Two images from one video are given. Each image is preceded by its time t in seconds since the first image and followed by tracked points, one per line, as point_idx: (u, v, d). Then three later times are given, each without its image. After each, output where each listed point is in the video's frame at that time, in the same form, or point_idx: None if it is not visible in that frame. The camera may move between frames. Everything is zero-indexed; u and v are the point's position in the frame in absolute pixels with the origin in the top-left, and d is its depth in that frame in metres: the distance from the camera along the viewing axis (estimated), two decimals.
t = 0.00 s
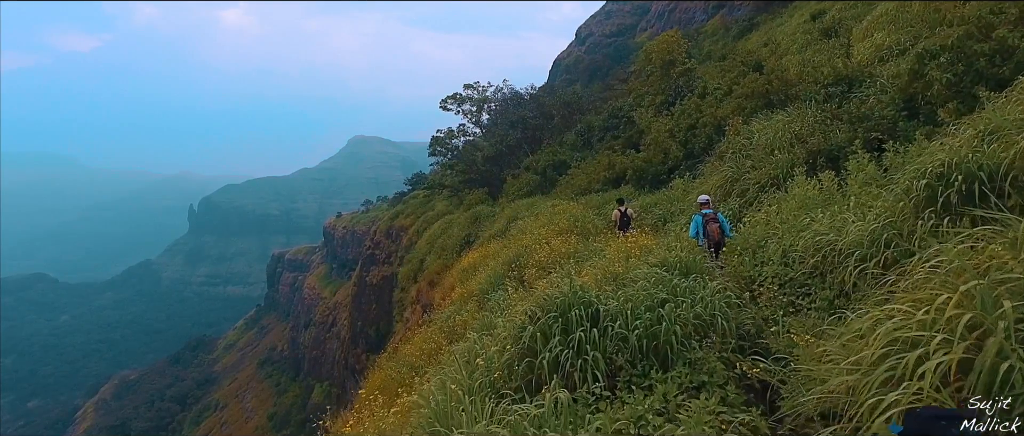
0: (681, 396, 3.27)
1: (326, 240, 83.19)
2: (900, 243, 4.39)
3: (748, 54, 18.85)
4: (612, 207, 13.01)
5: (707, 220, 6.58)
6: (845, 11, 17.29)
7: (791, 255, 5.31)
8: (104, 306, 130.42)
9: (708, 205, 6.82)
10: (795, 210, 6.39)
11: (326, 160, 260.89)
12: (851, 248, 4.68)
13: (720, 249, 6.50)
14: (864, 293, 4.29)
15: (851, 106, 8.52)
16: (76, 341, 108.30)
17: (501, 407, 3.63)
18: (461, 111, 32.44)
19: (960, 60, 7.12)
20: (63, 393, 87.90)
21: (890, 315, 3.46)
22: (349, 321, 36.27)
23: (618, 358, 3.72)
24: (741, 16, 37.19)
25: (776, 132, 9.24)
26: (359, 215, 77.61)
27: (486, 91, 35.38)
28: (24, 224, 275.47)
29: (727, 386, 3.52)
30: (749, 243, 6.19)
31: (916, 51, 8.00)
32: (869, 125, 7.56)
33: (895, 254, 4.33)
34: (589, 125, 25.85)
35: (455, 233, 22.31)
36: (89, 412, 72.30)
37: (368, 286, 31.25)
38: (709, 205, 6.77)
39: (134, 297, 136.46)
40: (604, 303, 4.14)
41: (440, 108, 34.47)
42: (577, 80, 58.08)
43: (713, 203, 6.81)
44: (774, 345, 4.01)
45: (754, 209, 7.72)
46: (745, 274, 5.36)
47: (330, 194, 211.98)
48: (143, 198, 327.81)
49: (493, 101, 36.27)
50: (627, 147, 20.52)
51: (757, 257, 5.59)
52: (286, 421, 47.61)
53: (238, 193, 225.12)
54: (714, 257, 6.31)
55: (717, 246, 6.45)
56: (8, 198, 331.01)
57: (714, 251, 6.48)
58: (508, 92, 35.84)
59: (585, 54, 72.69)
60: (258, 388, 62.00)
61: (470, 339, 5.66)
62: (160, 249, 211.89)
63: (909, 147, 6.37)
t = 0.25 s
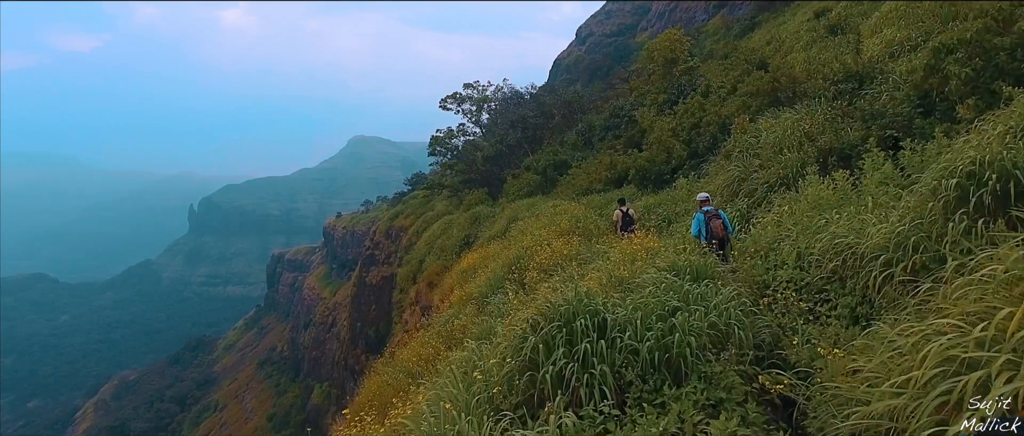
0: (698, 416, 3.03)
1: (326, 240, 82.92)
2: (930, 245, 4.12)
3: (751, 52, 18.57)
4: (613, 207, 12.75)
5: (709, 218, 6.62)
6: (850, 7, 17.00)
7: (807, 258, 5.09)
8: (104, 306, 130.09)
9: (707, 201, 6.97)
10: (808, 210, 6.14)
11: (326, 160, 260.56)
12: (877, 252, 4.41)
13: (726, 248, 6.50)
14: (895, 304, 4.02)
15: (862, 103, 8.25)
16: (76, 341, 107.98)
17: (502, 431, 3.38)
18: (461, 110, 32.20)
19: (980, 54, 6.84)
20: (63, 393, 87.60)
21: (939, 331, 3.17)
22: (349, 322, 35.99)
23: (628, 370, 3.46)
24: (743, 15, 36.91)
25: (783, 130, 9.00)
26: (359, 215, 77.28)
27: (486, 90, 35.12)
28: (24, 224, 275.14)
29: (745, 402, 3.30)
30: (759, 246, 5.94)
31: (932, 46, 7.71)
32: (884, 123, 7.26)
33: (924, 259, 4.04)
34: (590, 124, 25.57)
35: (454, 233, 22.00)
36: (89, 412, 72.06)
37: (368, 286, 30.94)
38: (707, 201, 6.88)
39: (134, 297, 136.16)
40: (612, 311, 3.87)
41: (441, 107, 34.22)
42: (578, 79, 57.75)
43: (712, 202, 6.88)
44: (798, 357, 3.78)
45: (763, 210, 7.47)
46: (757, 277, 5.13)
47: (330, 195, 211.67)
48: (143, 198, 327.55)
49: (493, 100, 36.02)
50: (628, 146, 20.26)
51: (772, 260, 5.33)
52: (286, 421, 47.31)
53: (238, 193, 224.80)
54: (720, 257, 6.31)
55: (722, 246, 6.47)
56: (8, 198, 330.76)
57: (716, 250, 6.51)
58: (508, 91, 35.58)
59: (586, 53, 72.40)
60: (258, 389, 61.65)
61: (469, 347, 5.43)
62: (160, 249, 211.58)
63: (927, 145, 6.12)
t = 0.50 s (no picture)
0: None
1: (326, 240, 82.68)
2: (962, 254, 3.85)
3: (754, 51, 18.30)
4: (615, 209, 12.49)
5: (714, 218, 6.45)
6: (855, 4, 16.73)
7: (822, 262, 4.85)
8: (104, 306, 129.73)
9: (712, 202, 6.78)
10: (824, 212, 5.83)
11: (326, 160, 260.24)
12: (905, 258, 4.13)
13: (730, 249, 6.38)
14: (928, 320, 3.76)
15: (875, 100, 8.01)
16: (75, 341, 107.64)
17: None
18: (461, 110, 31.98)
19: (1001, 48, 6.60)
20: (62, 393, 87.30)
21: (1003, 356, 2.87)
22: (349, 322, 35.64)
23: (639, 391, 3.22)
24: (744, 14, 36.65)
25: (791, 129, 8.73)
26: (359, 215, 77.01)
27: (486, 90, 34.86)
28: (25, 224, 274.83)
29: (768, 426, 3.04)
30: (773, 249, 5.61)
31: (948, 41, 7.46)
32: (902, 119, 6.95)
33: (959, 267, 3.77)
34: (591, 124, 25.30)
35: (454, 233, 21.71)
36: (89, 412, 71.83)
37: (368, 286, 30.64)
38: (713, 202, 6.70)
39: (134, 297, 135.85)
40: (621, 325, 3.62)
41: (440, 107, 33.95)
42: (578, 79, 57.43)
43: (718, 202, 6.69)
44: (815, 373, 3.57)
45: (774, 213, 7.19)
46: (770, 283, 4.89)
47: (330, 195, 211.35)
48: (144, 198, 327.20)
49: (493, 100, 35.77)
50: (630, 146, 19.99)
51: (785, 265, 5.10)
52: (286, 421, 47.01)
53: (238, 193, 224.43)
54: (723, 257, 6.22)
55: (726, 246, 6.35)
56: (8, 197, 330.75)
57: (718, 249, 6.39)
58: (508, 91, 35.33)
59: (586, 53, 72.12)
60: (258, 389, 61.31)
61: (468, 358, 5.17)
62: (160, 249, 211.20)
63: (947, 144, 5.87)
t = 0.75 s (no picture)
0: None
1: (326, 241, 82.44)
2: (1006, 270, 3.68)
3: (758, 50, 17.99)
4: (617, 212, 12.20)
5: (722, 225, 6.15)
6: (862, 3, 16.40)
7: (845, 274, 4.65)
8: (104, 306, 129.33)
9: (719, 207, 6.43)
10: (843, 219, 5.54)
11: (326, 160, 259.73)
12: (940, 274, 3.96)
13: (736, 255, 6.07)
14: (979, 345, 3.56)
15: (890, 100, 7.72)
16: (75, 342, 107.29)
17: None
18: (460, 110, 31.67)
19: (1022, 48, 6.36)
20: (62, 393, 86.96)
21: None
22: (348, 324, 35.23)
23: (655, 427, 3.28)
24: (745, 14, 36.34)
25: (802, 130, 8.40)
26: (359, 215, 76.72)
27: (485, 90, 34.53)
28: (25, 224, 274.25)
29: None
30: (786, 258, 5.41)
31: (967, 39, 7.20)
32: (919, 120, 6.63)
33: (1001, 283, 3.62)
34: (592, 124, 24.98)
35: (454, 235, 21.39)
36: (88, 412, 71.61)
37: (368, 287, 30.27)
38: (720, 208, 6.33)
39: (134, 297, 135.47)
40: (632, 349, 3.75)
41: (440, 107, 33.63)
42: (577, 79, 57.06)
43: (722, 208, 6.33)
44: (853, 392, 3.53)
45: (787, 218, 6.91)
46: (789, 298, 4.64)
47: (329, 195, 210.84)
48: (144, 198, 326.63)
49: (493, 100, 35.46)
50: (633, 147, 19.68)
51: (802, 276, 4.89)
52: (286, 422, 46.66)
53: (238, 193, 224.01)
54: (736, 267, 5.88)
55: (733, 253, 6.03)
56: (8, 197, 330.65)
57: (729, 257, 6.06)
58: (508, 91, 34.99)
59: (586, 53, 71.77)
60: (258, 390, 60.93)
61: (465, 378, 4.90)
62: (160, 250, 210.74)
63: (972, 147, 5.57)
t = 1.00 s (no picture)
0: None
1: (326, 242, 82.21)
2: None
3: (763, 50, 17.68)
4: (619, 215, 11.97)
5: (730, 231, 5.91)
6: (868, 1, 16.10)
7: (869, 287, 4.52)
8: (104, 306, 129.08)
9: (725, 212, 6.28)
10: (862, 225, 5.25)
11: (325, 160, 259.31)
12: (982, 292, 3.75)
13: (745, 262, 5.86)
14: None
15: (906, 100, 7.44)
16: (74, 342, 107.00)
17: None
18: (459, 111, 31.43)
19: None
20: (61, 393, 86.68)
21: None
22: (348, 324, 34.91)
23: None
24: (746, 14, 36.08)
25: (813, 132, 8.15)
26: (358, 215, 76.44)
27: (485, 90, 34.22)
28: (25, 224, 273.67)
29: None
30: (803, 267, 5.20)
31: (987, 38, 6.92)
32: (938, 121, 6.32)
33: None
34: (593, 124, 24.71)
35: (454, 237, 21.12)
36: (88, 413, 71.49)
37: (367, 288, 29.98)
38: (727, 213, 6.19)
39: (134, 297, 135.14)
40: (647, 378, 3.80)
41: (439, 107, 33.35)
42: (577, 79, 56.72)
43: (729, 213, 6.17)
44: (889, 423, 3.53)
45: (801, 224, 6.67)
46: (808, 312, 4.58)
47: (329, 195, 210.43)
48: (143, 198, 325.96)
49: (493, 100, 35.17)
50: (635, 148, 19.38)
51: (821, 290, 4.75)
52: (285, 422, 46.37)
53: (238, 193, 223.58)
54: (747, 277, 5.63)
55: (741, 260, 5.83)
56: (8, 197, 329.94)
57: (738, 265, 5.83)
58: (508, 91, 34.70)
59: (587, 53, 71.44)
60: (257, 390, 60.66)
61: (465, 399, 4.68)
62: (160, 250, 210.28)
63: (998, 150, 5.26)
